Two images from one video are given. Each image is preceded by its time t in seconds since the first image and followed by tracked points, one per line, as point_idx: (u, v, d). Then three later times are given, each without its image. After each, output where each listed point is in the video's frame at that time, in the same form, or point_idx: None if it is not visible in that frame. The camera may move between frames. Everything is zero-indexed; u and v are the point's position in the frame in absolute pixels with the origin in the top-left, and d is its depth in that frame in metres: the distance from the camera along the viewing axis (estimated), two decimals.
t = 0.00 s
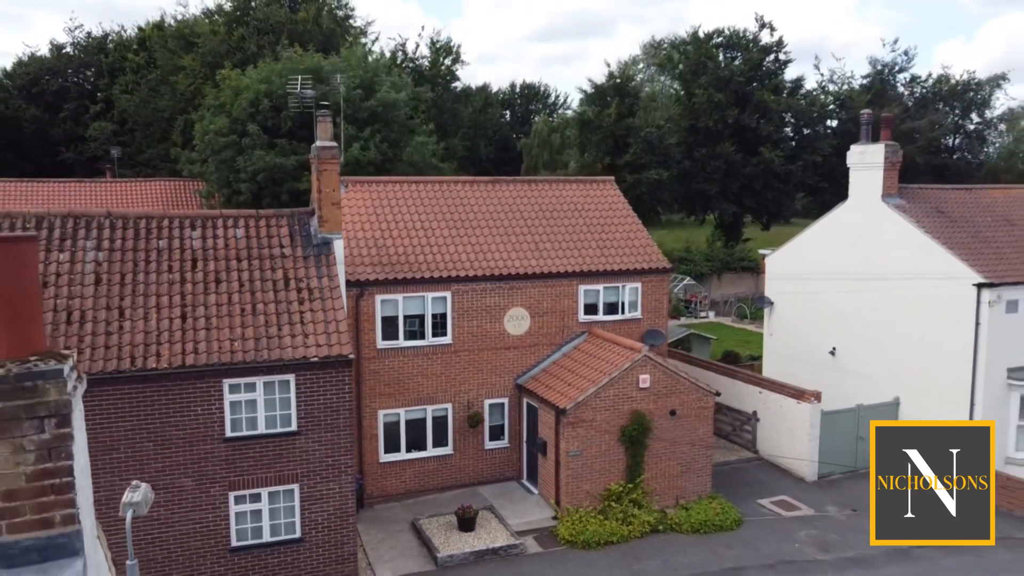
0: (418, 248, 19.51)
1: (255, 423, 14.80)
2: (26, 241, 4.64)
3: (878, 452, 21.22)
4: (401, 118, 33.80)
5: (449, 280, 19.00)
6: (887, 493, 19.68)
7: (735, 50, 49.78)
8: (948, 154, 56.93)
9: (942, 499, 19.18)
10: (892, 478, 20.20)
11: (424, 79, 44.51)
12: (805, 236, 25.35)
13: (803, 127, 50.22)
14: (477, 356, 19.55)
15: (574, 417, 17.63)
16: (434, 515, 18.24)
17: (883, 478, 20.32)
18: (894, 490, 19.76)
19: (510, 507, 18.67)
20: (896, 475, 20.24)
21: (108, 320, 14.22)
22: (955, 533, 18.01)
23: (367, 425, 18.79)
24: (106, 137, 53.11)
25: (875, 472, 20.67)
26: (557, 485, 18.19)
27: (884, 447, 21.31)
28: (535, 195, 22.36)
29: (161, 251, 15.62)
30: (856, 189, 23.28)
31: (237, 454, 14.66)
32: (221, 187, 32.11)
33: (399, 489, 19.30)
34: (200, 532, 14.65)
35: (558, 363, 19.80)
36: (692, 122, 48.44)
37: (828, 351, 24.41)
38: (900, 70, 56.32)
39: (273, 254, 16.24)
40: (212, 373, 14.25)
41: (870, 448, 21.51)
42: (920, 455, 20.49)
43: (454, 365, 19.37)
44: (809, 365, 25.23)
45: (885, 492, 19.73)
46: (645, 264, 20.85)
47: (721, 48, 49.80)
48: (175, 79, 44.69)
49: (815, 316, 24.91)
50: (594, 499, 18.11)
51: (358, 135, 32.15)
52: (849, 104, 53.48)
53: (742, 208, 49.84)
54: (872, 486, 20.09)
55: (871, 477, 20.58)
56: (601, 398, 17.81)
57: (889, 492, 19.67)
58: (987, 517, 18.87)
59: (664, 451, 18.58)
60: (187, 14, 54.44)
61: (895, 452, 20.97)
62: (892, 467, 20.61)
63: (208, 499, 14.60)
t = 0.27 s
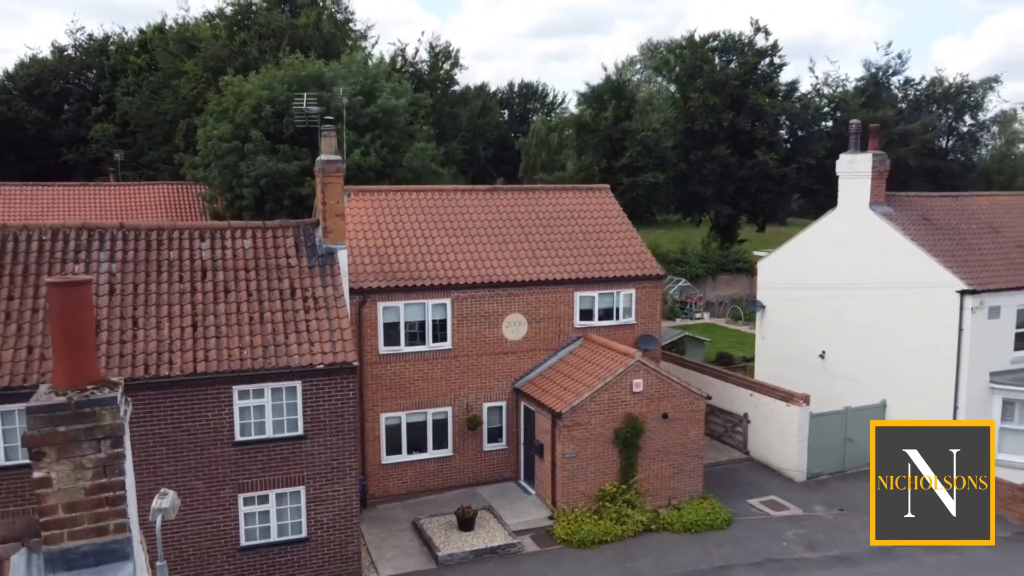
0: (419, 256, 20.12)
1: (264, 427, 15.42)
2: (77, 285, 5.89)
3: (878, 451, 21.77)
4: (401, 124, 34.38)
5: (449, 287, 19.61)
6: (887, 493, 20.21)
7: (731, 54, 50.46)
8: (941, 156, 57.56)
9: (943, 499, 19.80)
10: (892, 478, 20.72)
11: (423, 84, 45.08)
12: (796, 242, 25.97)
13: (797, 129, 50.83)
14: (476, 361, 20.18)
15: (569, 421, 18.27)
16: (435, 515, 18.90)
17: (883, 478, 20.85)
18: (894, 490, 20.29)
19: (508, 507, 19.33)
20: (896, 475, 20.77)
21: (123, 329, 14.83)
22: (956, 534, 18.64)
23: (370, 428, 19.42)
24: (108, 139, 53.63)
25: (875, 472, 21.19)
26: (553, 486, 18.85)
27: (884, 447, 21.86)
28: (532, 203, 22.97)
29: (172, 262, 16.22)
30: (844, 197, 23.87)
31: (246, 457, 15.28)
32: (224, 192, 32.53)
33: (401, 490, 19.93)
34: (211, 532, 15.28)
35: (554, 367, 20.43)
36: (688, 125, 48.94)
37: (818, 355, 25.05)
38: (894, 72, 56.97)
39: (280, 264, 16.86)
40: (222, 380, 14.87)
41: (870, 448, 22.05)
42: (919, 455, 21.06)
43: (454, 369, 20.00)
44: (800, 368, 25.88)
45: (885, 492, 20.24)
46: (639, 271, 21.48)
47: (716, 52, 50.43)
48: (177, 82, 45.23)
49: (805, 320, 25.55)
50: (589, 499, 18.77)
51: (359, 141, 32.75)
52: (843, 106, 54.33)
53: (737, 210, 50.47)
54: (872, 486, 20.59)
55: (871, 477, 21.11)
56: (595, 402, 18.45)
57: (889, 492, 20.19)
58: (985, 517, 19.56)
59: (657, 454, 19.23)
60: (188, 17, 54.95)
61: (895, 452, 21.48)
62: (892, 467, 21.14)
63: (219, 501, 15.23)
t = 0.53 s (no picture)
0: (419, 265, 20.74)
1: (270, 433, 16.03)
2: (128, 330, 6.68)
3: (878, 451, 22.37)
4: (400, 130, 35.01)
5: (449, 295, 20.23)
6: (887, 493, 20.82)
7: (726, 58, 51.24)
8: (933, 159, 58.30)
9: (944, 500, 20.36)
10: (892, 478, 21.32)
11: (422, 89, 45.69)
12: (786, 249, 26.63)
13: (791, 133, 51.53)
14: (474, 366, 20.81)
15: (564, 425, 18.92)
16: (434, 516, 19.53)
17: (883, 478, 21.46)
18: (894, 490, 20.88)
19: (506, 508, 19.97)
20: (896, 475, 21.36)
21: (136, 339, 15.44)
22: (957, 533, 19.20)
23: (372, 431, 20.04)
24: (109, 142, 54.18)
25: (875, 472, 21.79)
26: (549, 487, 19.50)
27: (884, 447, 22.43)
28: (528, 212, 23.59)
29: (181, 273, 16.83)
30: (833, 205, 24.50)
31: (254, 461, 15.90)
32: (225, 198, 33.15)
33: (402, 491, 20.56)
34: (220, 533, 15.90)
35: (550, 372, 21.08)
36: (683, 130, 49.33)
37: (807, 359, 25.72)
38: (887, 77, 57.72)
39: (285, 274, 17.47)
40: (231, 387, 15.47)
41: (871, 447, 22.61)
42: (920, 456, 21.61)
43: (453, 374, 20.63)
44: (790, 371, 26.54)
45: (885, 492, 20.86)
46: (632, 278, 22.12)
47: (711, 57, 51.12)
48: (179, 88, 45.81)
49: (794, 324, 26.20)
50: (584, 500, 19.42)
51: (359, 148, 33.39)
52: (836, 111, 56.20)
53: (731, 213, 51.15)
54: (873, 486, 21.20)
55: (872, 477, 21.70)
56: (590, 407, 19.09)
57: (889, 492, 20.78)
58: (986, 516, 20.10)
59: (649, 456, 19.88)
60: (188, 21, 55.49)
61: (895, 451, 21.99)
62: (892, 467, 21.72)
63: (228, 503, 15.85)
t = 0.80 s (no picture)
0: (418, 273, 21.35)
1: (277, 437, 16.64)
2: (159, 346, 6.57)
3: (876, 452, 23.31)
4: (399, 137, 35.60)
5: (448, 302, 20.85)
6: (887, 492, 21.81)
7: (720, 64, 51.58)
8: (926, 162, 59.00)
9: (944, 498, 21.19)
10: (892, 478, 22.30)
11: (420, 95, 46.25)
12: (776, 255, 27.29)
13: (785, 138, 52.17)
14: (472, 371, 21.42)
15: (560, 428, 19.56)
16: (434, 517, 20.14)
17: (884, 479, 22.44)
18: (894, 489, 21.86)
19: (504, 509, 20.60)
20: (897, 475, 22.34)
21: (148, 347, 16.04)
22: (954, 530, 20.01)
23: (373, 435, 20.66)
24: (110, 146, 54.71)
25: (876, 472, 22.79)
26: (546, 489, 20.13)
27: (884, 447, 23.27)
28: (525, 220, 24.20)
29: (190, 283, 17.44)
30: (822, 213, 25.15)
31: (261, 465, 16.51)
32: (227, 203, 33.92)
33: (403, 493, 21.17)
34: (228, 534, 16.50)
35: (547, 377, 21.70)
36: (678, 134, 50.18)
37: (797, 362, 26.38)
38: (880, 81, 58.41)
39: (290, 284, 18.08)
40: (239, 394, 16.08)
41: (872, 448, 23.52)
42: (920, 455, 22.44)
43: (452, 379, 21.25)
44: (780, 374, 27.20)
45: (885, 491, 21.86)
46: (626, 285, 22.76)
47: (706, 62, 51.68)
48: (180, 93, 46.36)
49: (785, 329, 26.85)
50: (579, 501, 20.06)
51: (359, 154, 33.98)
52: (829, 114, 57.12)
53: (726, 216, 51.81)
54: (873, 486, 22.22)
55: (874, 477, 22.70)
56: (585, 411, 19.72)
57: (889, 491, 21.78)
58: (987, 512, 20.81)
59: (642, 459, 20.51)
60: (189, 25, 55.96)
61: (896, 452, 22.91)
62: (893, 467, 22.71)
63: (236, 505, 16.45)
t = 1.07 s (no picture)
0: (418, 281, 21.97)
1: (283, 442, 17.26)
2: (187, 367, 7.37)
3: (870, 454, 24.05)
4: (399, 144, 36.22)
5: (447, 310, 21.47)
6: (887, 492, 22.62)
7: (715, 69, 52.36)
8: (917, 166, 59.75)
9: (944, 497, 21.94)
10: (892, 478, 23.10)
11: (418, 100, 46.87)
12: (767, 261, 27.95)
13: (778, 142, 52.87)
14: (471, 377, 22.06)
15: (556, 432, 20.21)
16: (434, 518, 20.78)
17: (884, 479, 23.26)
18: (894, 489, 22.67)
19: (502, 510, 21.27)
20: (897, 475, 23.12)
21: (158, 355, 16.65)
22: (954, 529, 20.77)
23: (375, 438, 21.30)
24: (110, 149, 55.19)
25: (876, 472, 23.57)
26: (542, 491, 20.77)
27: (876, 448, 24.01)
28: (522, 228, 24.83)
29: (198, 293, 18.05)
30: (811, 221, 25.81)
31: (267, 468, 17.12)
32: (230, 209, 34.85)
33: (403, 494, 21.81)
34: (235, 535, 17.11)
35: (543, 382, 22.35)
36: (673, 138, 51.08)
37: (788, 366, 27.04)
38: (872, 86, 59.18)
39: (294, 293, 18.70)
40: (246, 401, 16.69)
41: (861, 449, 24.25)
42: (920, 455, 23.15)
43: (451, 384, 21.88)
44: (771, 378, 27.86)
45: (885, 491, 22.67)
46: (619, 292, 23.39)
47: (700, 67, 52.35)
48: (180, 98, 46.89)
49: (775, 333, 27.51)
50: (574, 503, 20.72)
51: (359, 161, 34.60)
52: (822, 119, 57.97)
53: (720, 220, 52.51)
54: (874, 486, 23.03)
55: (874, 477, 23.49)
56: (579, 416, 20.37)
57: (889, 491, 22.60)
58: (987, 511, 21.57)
59: (635, 461, 21.16)
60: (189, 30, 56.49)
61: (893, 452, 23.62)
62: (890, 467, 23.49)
63: (242, 507, 17.07)
